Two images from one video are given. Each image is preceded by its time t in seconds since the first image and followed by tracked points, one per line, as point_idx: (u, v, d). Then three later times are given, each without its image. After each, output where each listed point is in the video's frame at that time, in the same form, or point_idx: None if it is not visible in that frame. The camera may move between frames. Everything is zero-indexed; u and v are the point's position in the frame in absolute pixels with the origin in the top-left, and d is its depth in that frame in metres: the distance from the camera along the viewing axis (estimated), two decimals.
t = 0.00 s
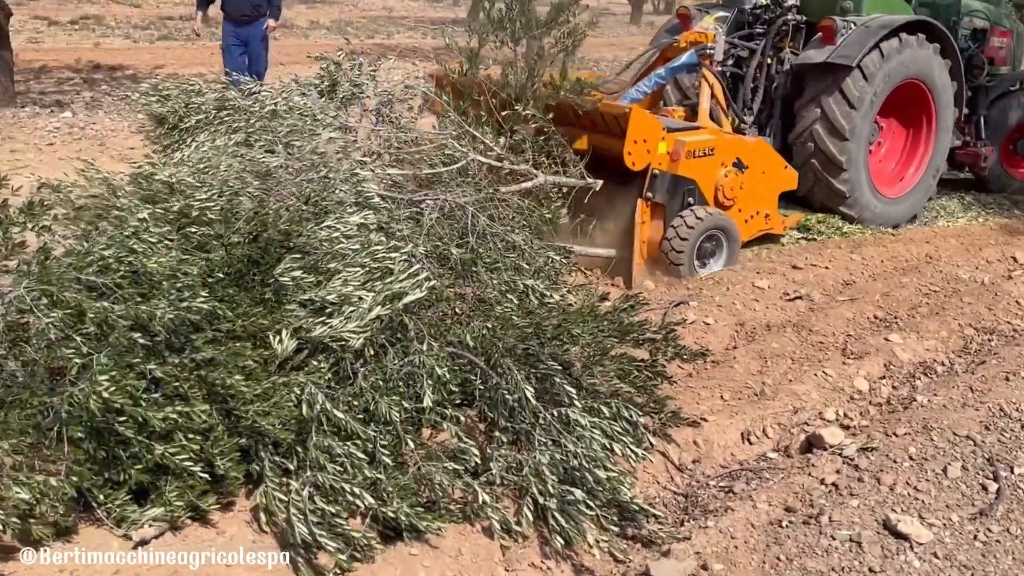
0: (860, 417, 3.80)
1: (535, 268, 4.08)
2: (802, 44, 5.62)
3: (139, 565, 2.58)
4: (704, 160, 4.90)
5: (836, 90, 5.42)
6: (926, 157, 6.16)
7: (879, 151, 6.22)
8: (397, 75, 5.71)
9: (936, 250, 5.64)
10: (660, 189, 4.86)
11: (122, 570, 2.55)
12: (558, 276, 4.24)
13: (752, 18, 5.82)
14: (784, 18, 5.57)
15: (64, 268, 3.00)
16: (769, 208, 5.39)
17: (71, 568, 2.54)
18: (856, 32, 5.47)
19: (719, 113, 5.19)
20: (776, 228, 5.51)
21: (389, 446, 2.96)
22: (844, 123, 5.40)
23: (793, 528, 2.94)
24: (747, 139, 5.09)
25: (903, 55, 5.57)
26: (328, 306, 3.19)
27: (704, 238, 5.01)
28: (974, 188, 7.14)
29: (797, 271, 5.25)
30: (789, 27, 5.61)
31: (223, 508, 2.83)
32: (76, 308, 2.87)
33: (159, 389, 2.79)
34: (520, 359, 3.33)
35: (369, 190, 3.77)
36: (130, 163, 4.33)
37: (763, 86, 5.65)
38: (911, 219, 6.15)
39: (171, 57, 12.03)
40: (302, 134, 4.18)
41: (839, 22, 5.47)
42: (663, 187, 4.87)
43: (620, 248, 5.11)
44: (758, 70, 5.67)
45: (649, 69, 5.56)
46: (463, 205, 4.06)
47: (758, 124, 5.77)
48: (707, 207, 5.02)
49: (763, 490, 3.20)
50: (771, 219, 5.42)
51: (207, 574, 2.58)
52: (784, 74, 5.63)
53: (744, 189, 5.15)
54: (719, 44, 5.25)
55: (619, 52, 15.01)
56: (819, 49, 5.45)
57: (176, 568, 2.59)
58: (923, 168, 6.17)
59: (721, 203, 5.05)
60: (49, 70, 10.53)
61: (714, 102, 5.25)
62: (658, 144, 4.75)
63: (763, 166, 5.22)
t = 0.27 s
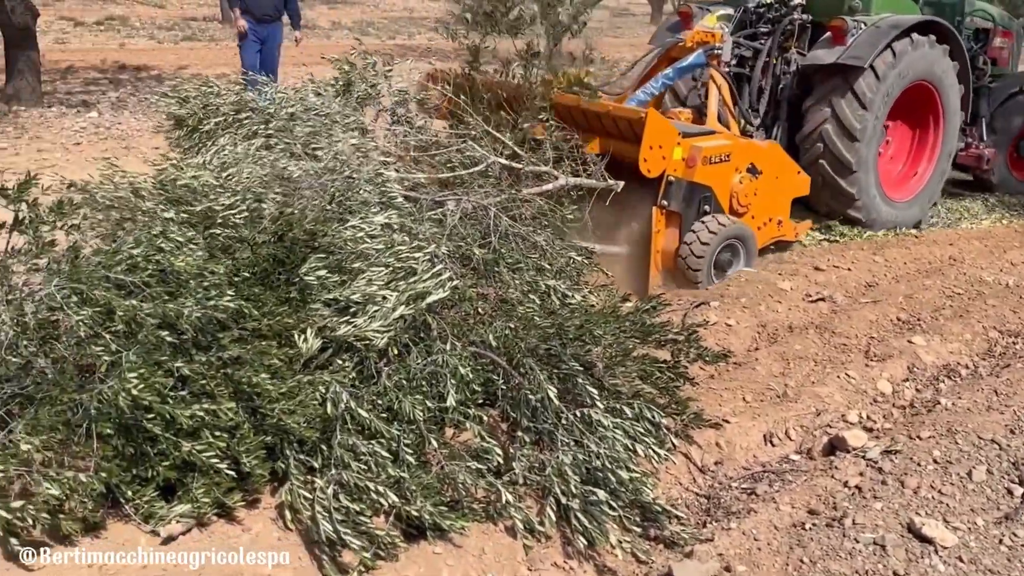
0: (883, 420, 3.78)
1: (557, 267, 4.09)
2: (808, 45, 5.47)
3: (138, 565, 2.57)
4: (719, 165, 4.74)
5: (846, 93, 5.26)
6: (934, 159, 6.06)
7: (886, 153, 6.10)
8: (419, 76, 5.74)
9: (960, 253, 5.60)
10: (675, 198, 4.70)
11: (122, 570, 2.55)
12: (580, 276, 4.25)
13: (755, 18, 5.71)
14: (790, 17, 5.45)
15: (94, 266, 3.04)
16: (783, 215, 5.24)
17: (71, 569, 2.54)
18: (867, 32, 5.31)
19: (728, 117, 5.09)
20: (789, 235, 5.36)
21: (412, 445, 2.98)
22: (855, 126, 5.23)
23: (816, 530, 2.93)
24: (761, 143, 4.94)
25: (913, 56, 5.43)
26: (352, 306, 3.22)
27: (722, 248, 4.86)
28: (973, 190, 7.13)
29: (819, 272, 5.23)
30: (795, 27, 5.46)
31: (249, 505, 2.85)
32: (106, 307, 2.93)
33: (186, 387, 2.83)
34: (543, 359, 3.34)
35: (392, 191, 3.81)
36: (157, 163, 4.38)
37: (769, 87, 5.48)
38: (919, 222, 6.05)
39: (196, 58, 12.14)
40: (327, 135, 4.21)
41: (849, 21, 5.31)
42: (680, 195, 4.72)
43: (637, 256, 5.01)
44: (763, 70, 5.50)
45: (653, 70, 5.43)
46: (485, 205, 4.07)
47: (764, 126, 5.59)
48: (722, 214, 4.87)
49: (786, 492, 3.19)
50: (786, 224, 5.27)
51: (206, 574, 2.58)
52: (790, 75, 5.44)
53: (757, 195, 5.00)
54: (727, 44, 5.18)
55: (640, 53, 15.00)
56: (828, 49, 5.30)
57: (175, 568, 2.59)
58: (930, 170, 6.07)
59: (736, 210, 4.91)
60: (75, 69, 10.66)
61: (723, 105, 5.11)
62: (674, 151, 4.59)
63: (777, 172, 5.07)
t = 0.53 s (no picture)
0: (902, 423, 3.77)
1: (575, 270, 4.08)
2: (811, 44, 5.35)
3: (140, 566, 2.59)
4: (725, 169, 4.60)
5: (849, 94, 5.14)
6: (938, 158, 5.98)
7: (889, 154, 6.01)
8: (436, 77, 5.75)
9: (979, 255, 5.57)
10: (682, 202, 4.54)
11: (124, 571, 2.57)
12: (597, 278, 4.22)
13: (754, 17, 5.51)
14: (791, 17, 5.32)
15: (117, 266, 3.08)
16: (788, 220, 5.09)
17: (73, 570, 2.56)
18: (870, 32, 5.18)
19: (730, 119, 4.99)
20: (795, 239, 5.21)
21: (431, 445, 2.99)
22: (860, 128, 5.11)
23: (835, 533, 2.92)
24: (767, 146, 4.80)
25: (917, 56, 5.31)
26: (371, 306, 3.23)
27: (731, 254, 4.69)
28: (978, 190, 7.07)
29: (838, 275, 5.22)
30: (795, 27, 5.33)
31: (269, 504, 2.87)
32: (128, 306, 2.95)
33: (207, 386, 2.86)
34: (560, 360, 3.34)
35: (410, 192, 3.83)
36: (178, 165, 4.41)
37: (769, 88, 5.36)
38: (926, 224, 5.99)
39: (214, 59, 12.22)
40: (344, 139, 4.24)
41: (853, 21, 5.19)
42: (685, 200, 4.55)
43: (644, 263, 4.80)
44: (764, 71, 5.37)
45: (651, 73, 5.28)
46: (504, 207, 4.08)
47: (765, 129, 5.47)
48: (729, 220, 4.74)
49: (805, 495, 3.19)
50: (790, 229, 5.11)
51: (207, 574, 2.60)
52: (792, 75, 5.34)
53: (762, 200, 4.86)
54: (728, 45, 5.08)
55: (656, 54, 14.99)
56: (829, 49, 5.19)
57: (176, 568, 2.60)
58: (934, 170, 6.00)
59: (742, 215, 4.74)
60: (95, 71, 10.75)
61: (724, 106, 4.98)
62: (678, 154, 4.44)
63: (782, 175, 4.93)
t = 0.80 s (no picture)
0: (917, 425, 3.75)
1: (591, 269, 4.06)
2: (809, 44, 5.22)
3: (139, 565, 2.58)
4: (726, 173, 4.37)
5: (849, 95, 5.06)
6: (938, 161, 5.89)
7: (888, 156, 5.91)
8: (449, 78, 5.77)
9: (995, 257, 5.54)
10: (681, 208, 4.35)
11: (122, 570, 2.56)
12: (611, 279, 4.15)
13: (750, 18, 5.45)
14: (787, 16, 5.17)
15: (135, 267, 3.13)
16: (789, 224, 4.88)
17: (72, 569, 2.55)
18: (869, 32, 5.11)
19: (726, 121, 4.77)
20: (796, 246, 5.00)
21: (446, 445, 3.00)
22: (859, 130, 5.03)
23: (850, 535, 2.91)
24: (768, 149, 4.58)
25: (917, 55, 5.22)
26: (386, 307, 3.24)
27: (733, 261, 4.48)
28: (983, 194, 7.02)
29: (853, 276, 5.23)
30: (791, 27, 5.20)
31: (284, 503, 2.89)
32: (145, 305, 2.98)
33: (223, 385, 2.88)
34: (575, 361, 3.34)
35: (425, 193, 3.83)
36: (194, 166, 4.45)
37: (767, 90, 5.24)
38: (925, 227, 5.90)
39: (230, 61, 12.29)
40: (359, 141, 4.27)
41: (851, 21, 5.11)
42: (684, 206, 4.36)
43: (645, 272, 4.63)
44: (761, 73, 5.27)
45: (645, 74, 5.15)
46: (519, 209, 4.10)
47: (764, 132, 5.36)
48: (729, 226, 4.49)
49: (819, 496, 3.17)
50: (792, 235, 4.90)
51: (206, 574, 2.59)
52: (789, 76, 5.19)
53: (764, 205, 4.62)
54: (722, 45, 5.01)
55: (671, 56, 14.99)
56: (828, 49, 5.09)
57: (176, 567, 2.60)
58: (934, 172, 5.91)
59: (743, 221, 4.52)
60: (112, 72, 10.82)
61: (720, 109, 4.81)
62: (675, 158, 4.22)
63: (783, 178, 4.72)
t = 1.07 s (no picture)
0: (932, 426, 3.73)
1: (604, 266, 4.00)
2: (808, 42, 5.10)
3: (138, 565, 2.59)
4: (724, 176, 4.31)
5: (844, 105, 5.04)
6: (938, 161, 5.86)
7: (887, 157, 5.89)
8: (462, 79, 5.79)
9: (1010, 257, 5.52)
10: (678, 214, 4.26)
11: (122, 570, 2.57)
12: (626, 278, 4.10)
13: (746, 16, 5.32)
14: (783, 15, 5.02)
15: (151, 267, 3.17)
16: (788, 229, 4.82)
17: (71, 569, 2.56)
18: (868, 31, 5.06)
19: (723, 123, 4.73)
20: (796, 250, 4.93)
21: (460, 445, 3.00)
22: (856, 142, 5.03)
23: (865, 536, 2.89)
24: (767, 152, 4.53)
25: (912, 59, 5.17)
26: (400, 307, 3.27)
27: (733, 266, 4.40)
28: (982, 195, 6.99)
29: (866, 276, 5.25)
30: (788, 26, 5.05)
31: (299, 502, 2.90)
32: (161, 305, 3.03)
33: (238, 385, 2.90)
34: (588, 362, 3.34)
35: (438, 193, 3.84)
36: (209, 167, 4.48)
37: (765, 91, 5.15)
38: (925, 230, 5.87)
39: (244, 62, 12.35)
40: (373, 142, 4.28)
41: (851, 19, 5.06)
42: (682, 211, 4.27)
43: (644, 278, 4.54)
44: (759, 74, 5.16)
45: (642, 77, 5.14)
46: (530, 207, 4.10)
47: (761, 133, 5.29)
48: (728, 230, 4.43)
49: (834, 498, 3.16)
50: (791, 239, 4.84)
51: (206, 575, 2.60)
52: (786, 76, 5.11)
53: (763, 208, 4.58)
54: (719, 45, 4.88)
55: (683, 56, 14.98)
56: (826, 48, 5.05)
57: (176, 568, 2.61)
58: (935, 174, 5.88)
59: (742, 225, 4.46)
60: (127, 73, 10.89)
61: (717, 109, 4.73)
62: (674, 162, 4.15)
63: (782, 181, 4.67)
